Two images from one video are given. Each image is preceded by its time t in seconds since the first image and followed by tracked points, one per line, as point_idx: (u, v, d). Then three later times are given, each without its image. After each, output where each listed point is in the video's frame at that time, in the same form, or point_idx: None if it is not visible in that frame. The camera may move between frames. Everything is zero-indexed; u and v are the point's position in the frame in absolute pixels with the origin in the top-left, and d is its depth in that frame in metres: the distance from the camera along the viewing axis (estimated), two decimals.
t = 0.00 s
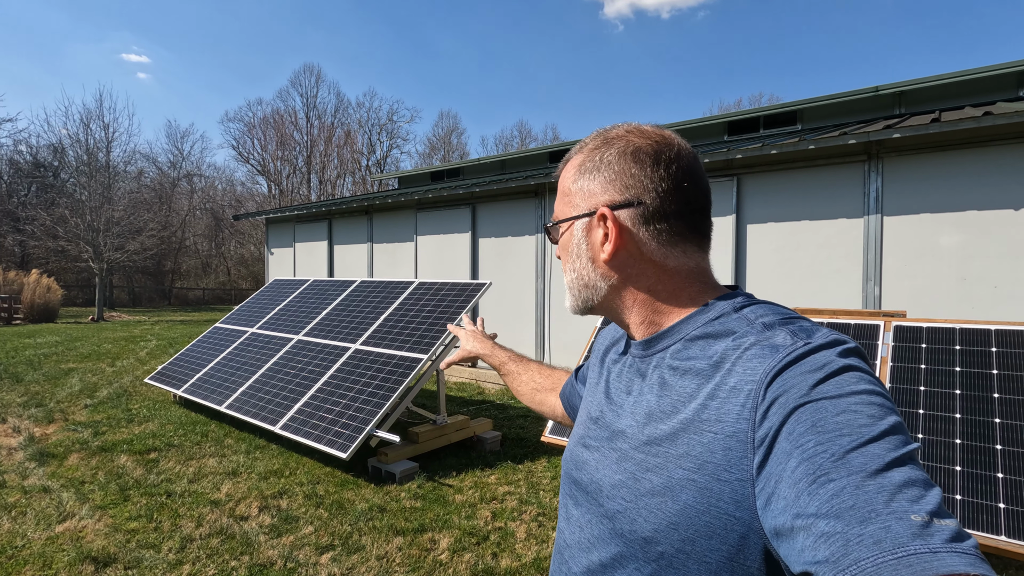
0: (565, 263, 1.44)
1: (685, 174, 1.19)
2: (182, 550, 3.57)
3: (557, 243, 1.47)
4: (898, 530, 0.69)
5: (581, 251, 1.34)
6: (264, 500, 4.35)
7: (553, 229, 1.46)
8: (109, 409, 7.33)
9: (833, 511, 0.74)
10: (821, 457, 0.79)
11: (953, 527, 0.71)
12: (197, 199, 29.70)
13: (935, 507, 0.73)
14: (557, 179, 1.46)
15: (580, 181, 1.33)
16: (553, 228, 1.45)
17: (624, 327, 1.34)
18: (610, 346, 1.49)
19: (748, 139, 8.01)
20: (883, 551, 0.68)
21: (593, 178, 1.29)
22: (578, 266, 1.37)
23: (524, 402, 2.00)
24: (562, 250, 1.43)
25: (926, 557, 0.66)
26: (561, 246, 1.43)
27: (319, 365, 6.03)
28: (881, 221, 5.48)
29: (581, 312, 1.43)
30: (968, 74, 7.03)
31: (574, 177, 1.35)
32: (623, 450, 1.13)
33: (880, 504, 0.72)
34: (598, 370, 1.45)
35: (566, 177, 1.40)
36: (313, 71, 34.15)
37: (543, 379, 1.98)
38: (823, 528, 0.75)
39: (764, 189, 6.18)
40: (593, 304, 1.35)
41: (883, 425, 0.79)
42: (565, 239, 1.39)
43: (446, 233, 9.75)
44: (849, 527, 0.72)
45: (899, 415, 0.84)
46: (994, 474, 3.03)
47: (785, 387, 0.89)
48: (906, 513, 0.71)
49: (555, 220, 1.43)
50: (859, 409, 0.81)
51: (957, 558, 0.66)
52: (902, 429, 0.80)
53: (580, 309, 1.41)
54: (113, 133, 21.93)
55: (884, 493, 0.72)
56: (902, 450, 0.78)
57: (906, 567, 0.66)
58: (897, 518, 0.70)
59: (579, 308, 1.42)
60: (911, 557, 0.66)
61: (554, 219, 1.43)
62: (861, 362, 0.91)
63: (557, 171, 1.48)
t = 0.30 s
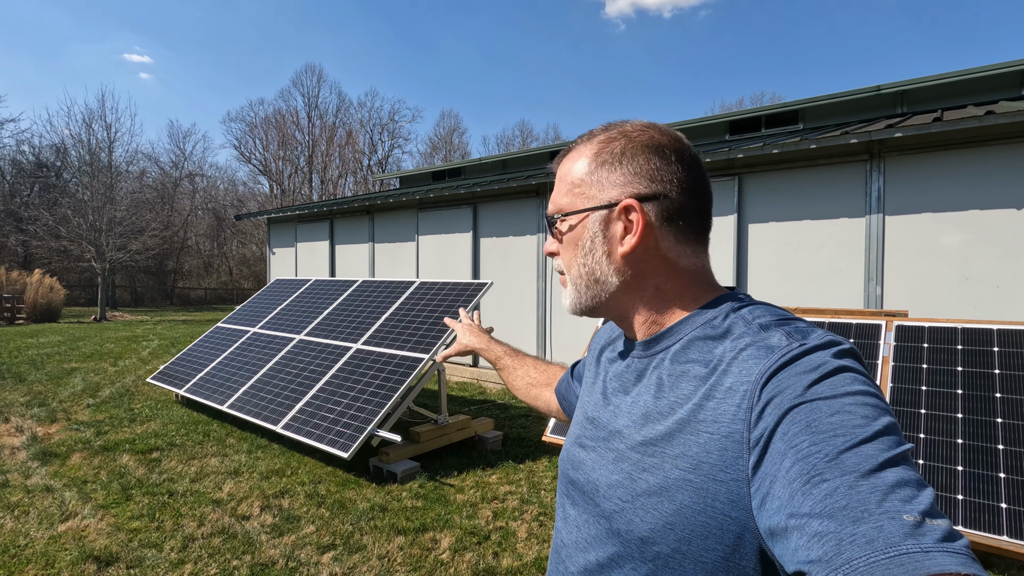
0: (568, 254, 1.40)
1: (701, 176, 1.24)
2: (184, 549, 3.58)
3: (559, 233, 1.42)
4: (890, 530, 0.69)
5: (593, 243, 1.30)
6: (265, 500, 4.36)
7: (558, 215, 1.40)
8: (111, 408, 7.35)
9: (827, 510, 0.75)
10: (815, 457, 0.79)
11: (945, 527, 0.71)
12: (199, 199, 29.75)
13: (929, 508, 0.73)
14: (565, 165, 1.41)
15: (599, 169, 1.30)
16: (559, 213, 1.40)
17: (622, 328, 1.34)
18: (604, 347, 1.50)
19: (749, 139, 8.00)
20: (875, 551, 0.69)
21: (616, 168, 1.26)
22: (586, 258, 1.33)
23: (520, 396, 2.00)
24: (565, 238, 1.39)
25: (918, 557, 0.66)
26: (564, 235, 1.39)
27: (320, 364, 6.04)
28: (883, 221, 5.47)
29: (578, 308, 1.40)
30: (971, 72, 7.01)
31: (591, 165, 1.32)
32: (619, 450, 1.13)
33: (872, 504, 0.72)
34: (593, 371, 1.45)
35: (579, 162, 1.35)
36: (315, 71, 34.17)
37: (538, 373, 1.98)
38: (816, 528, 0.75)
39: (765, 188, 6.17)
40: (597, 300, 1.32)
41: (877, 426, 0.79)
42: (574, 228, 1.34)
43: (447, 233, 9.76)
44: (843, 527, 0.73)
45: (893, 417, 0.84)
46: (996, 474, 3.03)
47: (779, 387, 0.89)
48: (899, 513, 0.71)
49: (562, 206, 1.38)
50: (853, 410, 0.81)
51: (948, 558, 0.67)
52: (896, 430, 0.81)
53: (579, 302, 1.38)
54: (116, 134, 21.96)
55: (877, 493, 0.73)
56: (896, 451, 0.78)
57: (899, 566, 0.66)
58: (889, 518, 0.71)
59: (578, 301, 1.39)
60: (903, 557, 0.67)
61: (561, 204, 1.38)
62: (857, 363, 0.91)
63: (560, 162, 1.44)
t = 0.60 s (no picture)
0: (626, 236, 1.25)
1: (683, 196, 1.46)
2: (186, 547, 3.60)
3: (613, 211, 1.26)
4: (883, 520, 0.73)
5: (668, 224, 1.23)
6: (268, 498, 4.37)
7: (619, 189, 1.25)
8: (115, 407, 7.38)
9: (822, 501, 0.79)
10: (812, 449, 0.84)
11: (939, 517, 0.75)
12: (202, 198, 29.81)
13: (922, 500, 0.77)
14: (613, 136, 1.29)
15: (663, 152, 1.28)
16: (623, 186, 1.25)
17: (657, 331, 1.25)
18: (592, 346, 1.51)
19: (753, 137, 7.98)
20: (868, 539, 0.72)
21: (677, 157, 1.30)
22: (658, 240, 1.23)
23: (512, 398, 2.02)
24: (629, 217, 1.25)
25: (911, 547, 0.70)
26: (618, 216, 1.26)
27: (323, 363, 6.05)
28: (886, 220, 5.45)
29: (624, 304, 1.24)
30: (976, 70, 6.94)
31: (655, 145, 1.28)
32: (618, 448, 1.14)
33: (867, 495, 0.76)
34: (584, 372, 1.46)
35: (641, 137, 1.28)
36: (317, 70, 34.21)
37: (531, 376, 1.99)
38: (811, 518, 0.79)
39: (767, 187, 6.16)
40: (664, 290, 1.21)
41: (872, 421, 0.84)
42: (650, 203, 1.23)
43: (449, 232, 9.76)
44: (837, 517, 0.77)
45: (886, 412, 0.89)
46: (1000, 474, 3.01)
47: (778, 382, 0.93)
48: (892, 504, 0.75)
49: (630, 178, 1.24)
50: (850, 404, 0.86)
51: (939, 547, 0.71)
52: (891, 425, 0.85)
53: (638, 293, 1.22)
54: (119, 133, 22.01)
55: (872, 484, 0.77)
56: (892, 443, 0.83)
57: (891, 555, 0.70)
58: (883, 508, 0.75)
59: (637, 290, 1.23)
60: (896, 547, 0.70)
61: (628, 177, 1.25)
62: (851, 359, 0.97)
63: (602, 135, 1.29)
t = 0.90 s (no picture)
0: (624, 241, 1.25)
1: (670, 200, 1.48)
2: (189, 546, 3.61)
3: (611, 215, 1.26)
4: (877, 519, 0.74)
5: (664, 229, 1.24)
6: (270, 498, 4.38)
7: (618, 194, 1.25)
8: (118, 406, 7.42)
9: (816, 501, 0.79)
10: (806, 450, 0.84)
11: (930, 516, 0.75)
12: (205, 197, 29.89)
13: (914, 500, 0.77)
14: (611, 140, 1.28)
15: (658, 157, 1.29)
16: (622, 191, 1.25)
17: (649, 335, 1.26)
18: (579, 351, 1.51)
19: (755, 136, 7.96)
20: (862, 539, 0.72)
21: (670, 162, 1.31)
22: (655, 246, 1.24)
23: (502, 402, 2.02)
24: (626, 222, 1.25)
25: (904, 545, 0.70)
26: (617, 221, 1.26)
27: (325, 363, 6.06)
28: (889, 219, 5.43)
29: (621, 309, 1.24)
30: (980, 68, 6.90)
31: (650, 150, 1.28)
32: (614, 453, 1.13)
33: (861, 494, 0.77)
34: (573, 377, 1.46)
35: (637, 141, 1.28)
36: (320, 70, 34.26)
37: (521, 380, 1.99)
38: (806, 518, 0.79)
39: (769, 186, 6.14)
40: (660, 295, 1.22)
41: (865, 422, 0.85)
42: (648, 209, 1.23)
43: (451, 232, 9.76)
44: (831, 516, 0.77)
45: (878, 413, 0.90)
46: (1003, 475, 3.00)
47: (773, 383, 0.94)
48: (886, 503, 0.75)
49: (628, 183, 1.24)
50: (843, 405, 0.87)
51: (931, 545, 0.71)
52: (884, 427, 0.86)
53: (636, 297, 1.22)
54: (122, 132, 22.09)
55: (865, 484, 0.78)
56: (885, 444, 0.83)
57: (885, 553, 0.70)
58: (876, 507, 0.75)
59: (634, 295, 1.23)
60: (889, 545, 0.70)
61: (626, 181, 1.24)
62: (844, 361, 0.97)
63: (600, 138, 1.28)
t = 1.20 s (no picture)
0: (615, 238, 1.25)
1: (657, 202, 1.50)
2: (189, 546, 3.61)
3: (602, 212, 1.26)
4: (876, 514, 0.73)
5: (654, 227, 1.25)
6: (271, 497, 4.39)
7: (608, 190, 1.26)
8: (121, 406, 7.44)
9: (815, 497, 0.78)
10: (805, 447, 0.84)
11: (929, 510, 0.75)
12: (208, 197, 29.97)
13: (913, 494, 0.77)
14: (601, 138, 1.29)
15: (648, 156, 1.31)
16: (613, 188, 1.26)
17: (641, 336, 1.25)
18: (567, 354, 1.51)
19: (758, 135, 7.92)
20: (863, 534, 0.71)
21: (660, 162, 1.33)
22: (646, 244, 1.24)
23: (487, 415, 2.01)
24: (618, 219, 1.25)
25: (903, 540, 0.70)
26: (607, 219, 1.26)
27: (326, 363, 6.07)
28: (892, 218, 5.40)
29: (612, 307, 1.24)
30: (984, 66, 6.86)
31: (640, 149, 1.30)
32: (611, 454, 1.12)
33: (860, 490, 0.76)
34: (563, 380, 1.45)
35: (627, 140, 1.30)
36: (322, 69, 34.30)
37: (505, 392, 2.00)
38: (806, 514, 0.78)
39: (771, 186, 6.12)
40: (651, 294, 1.22)
41: (862, 419, 0.84)
42: (638, 206, 1.24)
43: (453, 231, 9.76)
44: (831, 512, 0.76)
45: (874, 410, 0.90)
46: (1006, 475, 2.99)
47: (770, 381, 0.93)
48: (884, 498, 0.75)
49: (618, 180, 1.26)
50: (841, 402, 0.86)
51: (931, 540, 0.71)
52: (881, 423, 0.85)
53: (627, 296, 1.22)
54: (126, 133, 22.15)
55: (864, 480, 0.77)
56: (882, 440, 0.83)
57: (885, 548, 0.70)
58: (875, 502, 0.74)
59: (624, 293, 1.23)
60: (889, 540, 0.70)
61: (616, 179, 1.25)
62: (838, 359, 0.97)
63: (591, 136, 1.29)
